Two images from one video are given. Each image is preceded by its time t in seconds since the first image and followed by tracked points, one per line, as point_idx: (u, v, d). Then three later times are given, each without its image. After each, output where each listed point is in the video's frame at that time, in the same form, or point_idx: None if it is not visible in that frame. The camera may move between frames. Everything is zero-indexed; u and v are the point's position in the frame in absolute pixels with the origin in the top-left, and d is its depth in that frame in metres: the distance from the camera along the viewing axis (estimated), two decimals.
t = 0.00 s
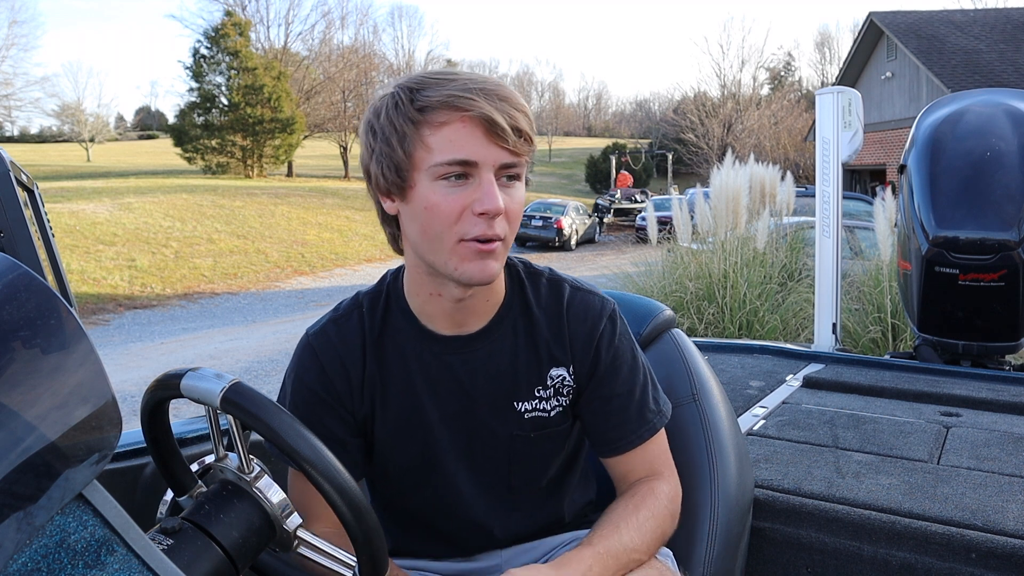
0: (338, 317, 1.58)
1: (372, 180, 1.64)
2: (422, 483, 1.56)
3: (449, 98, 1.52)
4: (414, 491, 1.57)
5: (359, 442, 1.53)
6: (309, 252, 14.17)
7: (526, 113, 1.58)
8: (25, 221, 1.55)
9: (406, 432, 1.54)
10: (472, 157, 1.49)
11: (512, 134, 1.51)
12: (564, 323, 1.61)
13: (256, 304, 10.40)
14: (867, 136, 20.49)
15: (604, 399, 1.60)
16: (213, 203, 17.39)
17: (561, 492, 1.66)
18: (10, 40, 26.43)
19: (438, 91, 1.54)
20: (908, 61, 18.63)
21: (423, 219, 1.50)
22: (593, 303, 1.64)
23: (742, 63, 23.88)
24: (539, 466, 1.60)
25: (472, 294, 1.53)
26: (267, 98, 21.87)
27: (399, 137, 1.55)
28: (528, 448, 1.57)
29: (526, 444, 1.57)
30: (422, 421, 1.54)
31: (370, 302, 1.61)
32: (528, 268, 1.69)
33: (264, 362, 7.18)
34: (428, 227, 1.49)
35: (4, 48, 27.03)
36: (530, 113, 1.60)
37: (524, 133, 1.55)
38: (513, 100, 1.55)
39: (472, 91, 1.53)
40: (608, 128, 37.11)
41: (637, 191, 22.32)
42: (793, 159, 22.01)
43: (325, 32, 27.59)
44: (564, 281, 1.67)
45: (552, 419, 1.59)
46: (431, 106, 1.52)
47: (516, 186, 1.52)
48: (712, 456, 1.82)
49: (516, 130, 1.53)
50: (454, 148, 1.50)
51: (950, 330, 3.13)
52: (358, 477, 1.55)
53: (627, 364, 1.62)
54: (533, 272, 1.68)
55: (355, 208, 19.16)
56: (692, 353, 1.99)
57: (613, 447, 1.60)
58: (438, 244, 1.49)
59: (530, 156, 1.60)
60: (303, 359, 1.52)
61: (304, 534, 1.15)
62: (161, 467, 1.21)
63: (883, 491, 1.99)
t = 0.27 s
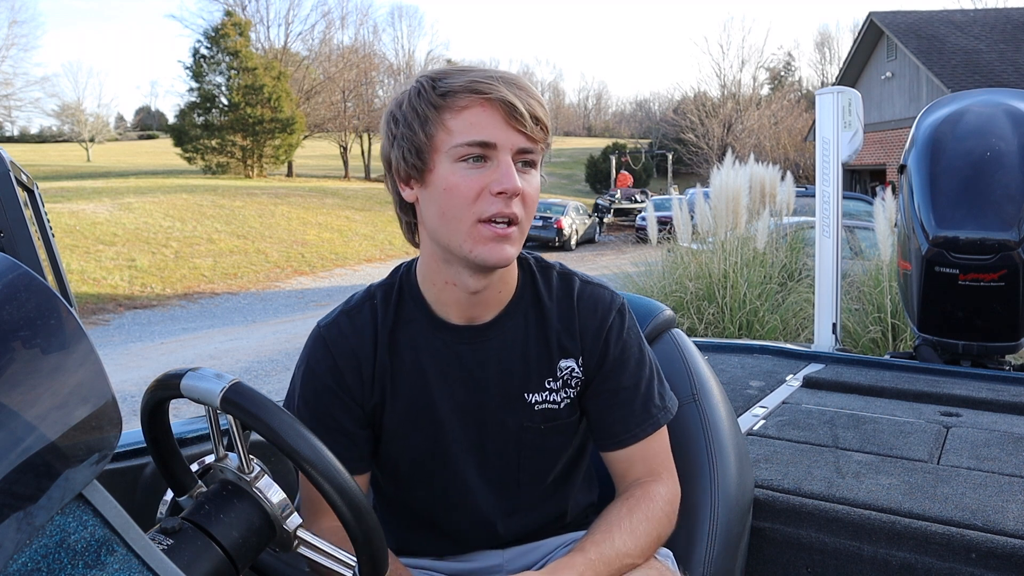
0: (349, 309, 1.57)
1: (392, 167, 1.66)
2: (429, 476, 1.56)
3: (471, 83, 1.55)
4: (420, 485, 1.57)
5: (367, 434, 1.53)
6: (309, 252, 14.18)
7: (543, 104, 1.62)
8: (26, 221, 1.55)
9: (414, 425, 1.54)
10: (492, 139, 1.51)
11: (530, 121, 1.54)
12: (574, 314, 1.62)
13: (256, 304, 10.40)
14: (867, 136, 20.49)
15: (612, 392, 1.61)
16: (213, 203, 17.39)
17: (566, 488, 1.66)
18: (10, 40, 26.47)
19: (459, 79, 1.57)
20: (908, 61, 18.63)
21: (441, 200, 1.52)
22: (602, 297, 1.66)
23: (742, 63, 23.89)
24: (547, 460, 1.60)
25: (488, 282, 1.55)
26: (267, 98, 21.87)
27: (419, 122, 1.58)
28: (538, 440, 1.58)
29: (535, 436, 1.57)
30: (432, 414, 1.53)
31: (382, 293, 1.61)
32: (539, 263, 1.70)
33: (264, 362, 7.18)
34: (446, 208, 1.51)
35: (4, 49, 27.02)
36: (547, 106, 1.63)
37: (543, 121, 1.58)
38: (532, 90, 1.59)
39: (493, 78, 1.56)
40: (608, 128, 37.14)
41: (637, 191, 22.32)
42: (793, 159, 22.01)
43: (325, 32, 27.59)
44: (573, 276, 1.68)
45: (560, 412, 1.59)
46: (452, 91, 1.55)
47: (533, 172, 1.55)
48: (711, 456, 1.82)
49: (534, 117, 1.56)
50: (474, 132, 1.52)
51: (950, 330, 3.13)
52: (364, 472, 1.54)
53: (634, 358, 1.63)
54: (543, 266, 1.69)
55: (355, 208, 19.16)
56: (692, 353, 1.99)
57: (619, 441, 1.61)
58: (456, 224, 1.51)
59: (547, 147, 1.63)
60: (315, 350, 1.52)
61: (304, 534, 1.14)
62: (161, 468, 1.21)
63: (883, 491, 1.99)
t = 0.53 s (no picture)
0: (351, 306, 1.57)
1: (396, 164, 1.67)
2: (429, 473, 1.56)
3: (469, 79, 1.56)
4: (420, 482, 1.57)
5: (367, 431, 1.53)
6: (309, 252, 14.17)
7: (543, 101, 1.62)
8: (25, 221, 1.55)
9: (415, 423, 1.54)
10: (487, 135, 1.52)
11: (527, 116, 1.55)
12: (576, 316, 1.62)
13: (256, 304, 10.40)
14: (867, 136, 20.49)
15: (614, 394, 1.61)
16: (213, 203, 17.39)
17: (565, 488, 1.66)
18: (10, 40, 26.47)
19: (458, 75, 1.58)
20: (908, 61, 18.62)
21: (439, 195, 1.53)
22: (606, 299, 1.66)
23: (742, 63, 23.89)
24: (548, 460, 1.60)
25: (489, 279, 1.55)
26: (267, 98, 21.87)
27: (419, 118, 1.59)
28: (537, 440, 1.58)
29: (534, 436, 1.57)
30: (433, 412, 1.53)
31: (385, 292, 1.61)
32: (543, 263, 1.70)
33: (264, 362, 7.18)
34: (443, 204, 1.52)
35: (4, 48, 26.97)
36: (547, 103, 1.64)
37: (541, 117, 1.58)
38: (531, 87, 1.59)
39: (490, 76, 1.57)
40: (608, 128, 37.13)
41: (637, 191, 22.31)
42: (793, 159, 22.00)
43: (325, 32, 27.58)
44: (577, 277, 1.68)
45: (560, 411, 1.59)
46: (450, 88, 1.57)
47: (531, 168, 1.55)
48: (711, 456, 1.82)
49: (531, 113, 1.56)
50: (471, 127, 1.53)
51: (950, 330, 3.13)
52: (363, 469, 1.54)
53: (637, 361, 1.63)
54: (547, 266, 1.69)
55: (355, 208, 19.16)
56: (692, 353, 1.99)
57: (620, 444, 1.61)
58: (454, 220, 1.52)
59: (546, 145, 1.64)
60: (317, 347, 1.52)
61: (304, 533, 1.14)
62: (161, 468, 1.21)
63: (883, 491, 1.99)
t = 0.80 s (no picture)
0: (349, 310, 1.57)
1: (392, 169, 1.67)
2: (425, 477, 1.56)
3: (456, 88, 1.54)
4: (416, 485, 1.57)
5: (363, 435, 1.53)
6: (309, 252, 14.17)
7: (534, 107, 1.59)
8: (25, 221, 1.55)
9: (411, 428, 1.54)
10: (471, 144, 1.51)
11: (513, 126, 1.53)
12: (574, 327, 1.61)
13: (256, 304, 10.40)
14: (867, 136, 20.49)
15: (611, 406, 1.60)
16: (213, 203, 17.38)
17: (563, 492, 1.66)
18: (10, 40, 26.45)
19: (447, 83, 1.56)
20: (908, 61, 18.63)
21: (424, 204, 1.53)
22: (606, 312, 1.64)
23: (742, 63, 23.89)
24: (543, 467, 1.59)
25: (481, 286, 1.54)
26: (267, 98, 21.88)
27: (411, 125, 1.59)
28: (533, 447, 1.57)
29: (529, 443, 1.57)
30: (429, 418, 1.53)
31: (383, 295, 1.61)
32: (542, 271, 1.69)
33: (264, 362, 7.17)
34: (429, 212, 1.52)
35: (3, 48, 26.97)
36: (540, 108, 1.61)
37: (529, 126, 1.56)
38: (520, 93, 1.57)
39: (478, 84, 1.55)
40: (608, 128, 37.14)
41: (637, 191, 22.31)
42: (793, 159, 22.01)
43: (325, 32, 27.59)
44: (577, 287, 1.67)
45: (556, 418, 1.58)
46: (438, 96, 1.55)
47: (518, 177, 1.53)
48: (711, 456, 1.82)
49: (519, 122, 1.54)
50: (455, 137, 1.52)
51: (950, 330, 3.13)
52: (360, 471, 1.54)
53: (635, 373, 1.62)
54: (546, 274, 1.69)
55: (355, 208, 19.16)
56: (693, 353, 1.99)
57: (619, 453, 1.61)
58: (438, 228, 1.51)
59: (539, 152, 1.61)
60: (313, 351, 1.52)
61: (304, 534, 1.15)
62: (161, 467, 1.21)
63: (884, 491, 1.99)
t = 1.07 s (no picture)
0: (349, 310, 1.57)
1: (387, 173, 1.66)
2: (426, 475, 1.56)
3: (455, 90, 1.53)
4: (417, 484, 1.57)
5: (363, 435, 1.53)
6: (309, 252, 14.17)
7: (531, 102, 1.58)
8: (25, 221, 1.55)
9: (411, 427, 1.54)
10: (473, 144, 1.50)
11: (515, 124, 1.52)
12: (575, 324, 1.60)
13: (256, 304, 10.40)
14: (867, 136, 20.49)
15: (612, 403, 1.60)
16: (213, 203, 17.39)
17: (564, 491, 1.66)
18: (10, 40, 26.47)
19: (443, 86, 1.55)
20: (908, 61, 18.63)
21: (427, 206, 1.52)
22: (605, 309, 1.64)
23: (742, 63, 23.89)
24: (544, 466, 1.59)
25: (484, 286, 1.54)
26: (267, 98, 21.89)
27: (408, 129, 1.57)
28: (533, 446, 1.57)
29: (529, 442, 1.56)
30: (429, 417, 1.54)
31: (384, 295, 1.61)
32: (542, 269, 1.69)
33: (264, 362, 7.18)
34: (432, 214, 1.52)
35: (4, 48, 26.98)
36: (536, 104, 1.60)
37: (528, 122, 1.55)
38: (518, 90, 1.55)
39: (477, 84, 1.54)
40: (608, 128, 37.13)
41: (637, 191, 22.32)
42: (793, 159, 22.01)
43: (325, 32, 27.60)
44: (576, 284, 1.67)
45: (557, 418, 1.58)
46: (436, 99, 1.54)
47: (520, 173, 1.53)
48: (711, 456, 1.82)
49: (519, 120, 1.54)
50: (455, 138, 1.51)
51: (950, 330, 3.13)
52: (360, 472, 1.54)
53: (635, 372, 1.62)
54: (546, 273, 1.68)
55: (355, 208, 19.16)
56: (693, 353, 1.99)
57: (617, 451, 1.60)
58: (442, 231, 1.51)
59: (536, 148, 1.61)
60: (314, 351, 1.52)
61: (304, 534, 1.15)
62: (161, 468, 1.21)
63: (883, 491, 1.99)
